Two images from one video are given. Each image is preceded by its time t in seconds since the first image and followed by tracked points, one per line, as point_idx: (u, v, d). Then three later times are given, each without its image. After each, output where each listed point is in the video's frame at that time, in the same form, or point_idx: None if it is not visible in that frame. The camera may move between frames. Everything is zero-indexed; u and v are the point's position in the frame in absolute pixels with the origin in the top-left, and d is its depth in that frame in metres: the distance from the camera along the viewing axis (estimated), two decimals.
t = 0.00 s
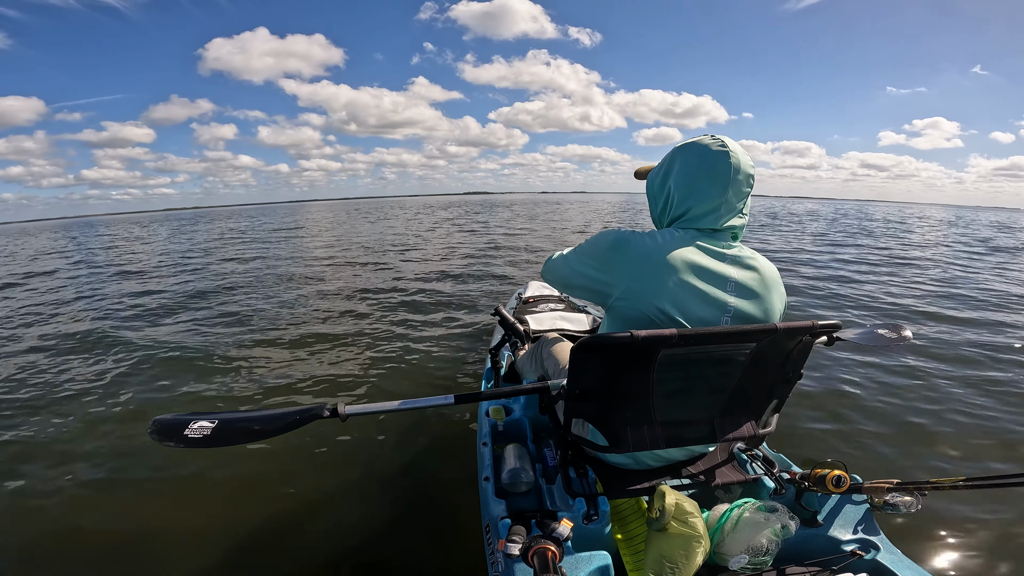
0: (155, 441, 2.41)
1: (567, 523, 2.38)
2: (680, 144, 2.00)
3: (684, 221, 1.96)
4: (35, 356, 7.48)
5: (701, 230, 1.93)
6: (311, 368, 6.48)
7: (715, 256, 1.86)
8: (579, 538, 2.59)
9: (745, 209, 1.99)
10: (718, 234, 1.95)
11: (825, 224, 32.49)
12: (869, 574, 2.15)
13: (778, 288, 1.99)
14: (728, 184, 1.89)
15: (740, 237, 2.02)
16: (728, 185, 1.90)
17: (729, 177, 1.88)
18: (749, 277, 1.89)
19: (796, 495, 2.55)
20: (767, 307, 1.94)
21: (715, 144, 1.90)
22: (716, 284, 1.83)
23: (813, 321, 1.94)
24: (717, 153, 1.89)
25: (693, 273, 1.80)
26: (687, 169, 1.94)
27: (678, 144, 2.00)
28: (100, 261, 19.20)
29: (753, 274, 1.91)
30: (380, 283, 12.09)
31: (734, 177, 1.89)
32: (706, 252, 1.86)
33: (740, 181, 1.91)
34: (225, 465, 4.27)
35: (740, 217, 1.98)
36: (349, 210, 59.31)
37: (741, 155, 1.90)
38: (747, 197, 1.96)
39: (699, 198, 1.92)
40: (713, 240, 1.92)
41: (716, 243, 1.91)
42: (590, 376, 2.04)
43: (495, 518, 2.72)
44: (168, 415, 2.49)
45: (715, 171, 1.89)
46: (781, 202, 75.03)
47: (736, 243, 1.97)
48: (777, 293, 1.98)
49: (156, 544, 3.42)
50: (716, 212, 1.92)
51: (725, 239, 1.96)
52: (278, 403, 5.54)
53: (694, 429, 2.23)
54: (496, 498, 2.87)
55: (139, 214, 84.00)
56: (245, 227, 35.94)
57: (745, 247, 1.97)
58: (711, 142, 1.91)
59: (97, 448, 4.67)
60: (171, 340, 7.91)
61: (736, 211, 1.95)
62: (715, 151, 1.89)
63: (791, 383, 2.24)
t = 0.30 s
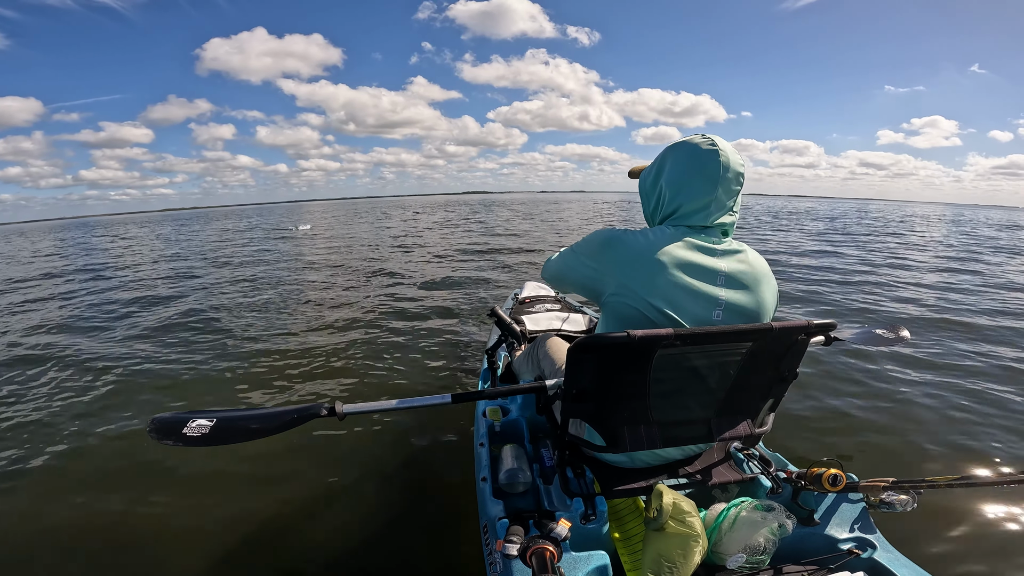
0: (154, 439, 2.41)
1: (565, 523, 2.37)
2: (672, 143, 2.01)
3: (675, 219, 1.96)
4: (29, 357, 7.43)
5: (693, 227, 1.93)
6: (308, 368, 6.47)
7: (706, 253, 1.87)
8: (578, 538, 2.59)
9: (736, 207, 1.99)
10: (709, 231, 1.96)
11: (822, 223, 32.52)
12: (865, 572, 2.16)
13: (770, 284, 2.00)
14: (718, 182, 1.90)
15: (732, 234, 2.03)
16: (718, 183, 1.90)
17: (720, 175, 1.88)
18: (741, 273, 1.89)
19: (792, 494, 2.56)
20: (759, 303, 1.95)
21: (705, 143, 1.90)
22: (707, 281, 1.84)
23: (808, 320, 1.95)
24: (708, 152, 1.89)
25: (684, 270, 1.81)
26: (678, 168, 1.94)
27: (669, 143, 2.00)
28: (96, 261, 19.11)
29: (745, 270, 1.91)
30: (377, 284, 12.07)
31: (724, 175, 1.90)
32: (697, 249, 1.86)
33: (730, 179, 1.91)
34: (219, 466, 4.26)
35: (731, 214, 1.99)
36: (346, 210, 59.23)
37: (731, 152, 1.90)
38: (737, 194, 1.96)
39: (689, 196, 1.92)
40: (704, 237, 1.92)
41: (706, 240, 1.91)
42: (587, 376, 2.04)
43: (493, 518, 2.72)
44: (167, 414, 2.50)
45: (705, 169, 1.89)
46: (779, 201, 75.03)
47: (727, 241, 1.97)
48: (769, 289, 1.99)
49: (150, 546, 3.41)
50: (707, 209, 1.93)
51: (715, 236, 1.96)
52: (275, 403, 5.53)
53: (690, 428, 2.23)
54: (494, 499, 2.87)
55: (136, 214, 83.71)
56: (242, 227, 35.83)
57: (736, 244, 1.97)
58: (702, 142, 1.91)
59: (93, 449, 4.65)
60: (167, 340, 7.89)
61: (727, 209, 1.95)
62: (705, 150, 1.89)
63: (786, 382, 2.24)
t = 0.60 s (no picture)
0: (146, 438, 2.42)
1: (561, 522, 2.38)
2: (664, 143, 2.02)
3: (667, 217, 1.97)
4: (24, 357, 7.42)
5: (684, 226, 1.95)
6: (304, 368, 6.47)
7: (698, 251, 1.88)
8: (573, 536, 2.61)
9: (727, 205, 2.00)
10: (700, 229, 1.97)
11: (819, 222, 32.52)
12: (860, 569, 2.18)
13: (762, 281, 2.01)
14: (709, 180, 1.91)
15: (723, 232, 2.04)
16: (710, 181, 1.91)
17: (710, 173, 1.90)
18: (732, 271, 1.91)
19: (786, 491, 2.57)
20: (751, 301, 1.96)
21: (696, 143, 1.92)
22: (699, 279, 1.85)
23: (800, 318, 1.97)
24: (698, 150, 1.91)
25: (676, 268, 1.82)
26: (670, 166, 1.96)
27: (661, 142, 2.02)
28: (91, 262, 19.07)
29: (736, 268, 1.92)
30: (373, 284, 12.09)
31: (715, 173, 1.91)
32: (689, 247, 1.87)
33: (720, 177, 1.93)
34: (215, 465, 4.26)
35: (722, 213, 2.00)
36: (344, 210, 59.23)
37: (722, 150, 1.92)
38: (729, 192, 1.98)
39: (680, 194, 1.94)
40: (696, 235, 1.93)
41: (698, 238, 1.92)
42: (581, 375, 2.06)
43: (489, 518, 2.73)
44: (159, 413, 2.51)
45: (696, 168, 1.91)
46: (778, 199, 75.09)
47: (718, 238, 1.98)
48: (760, 287, 2.00)
49: (146, 545, 3.42)
50: (698, 207, 1.94)
51: (706, 234, 1.97)
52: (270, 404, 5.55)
53: (685, 426, 2.25)
54: (489, 498, 2.89)
55: (134, 214, 83.77)
56: (239, 227, 35.84)
57: (728, 242, 1.98)
58: (693, 141, 1.93)
59: (90, 450, 4.65)
60: (163, 341, 7.90)
61: (718, 207, 1.96)
62: (696, 148, 1.90)
63: (779, 380, 2.26)
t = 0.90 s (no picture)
0: (142, 442, 2.43)
1: (558, 519, 2.40)
2: (657, 140, 2.03)
3: (661, 214, 1.99)
4: (23, 356, 7.44)
5: (678, 223, 1.96)
6: (302, 367, 6.50)
7: (692, 247, 1.90)
8: (570, 533, 2.62)
9: (720, 201, 2.01)
10: (694, 226, 1.98)
11: (818, 219, 32.50)
12: (855, 565, 2.19)
13: (756, 277, 2.02)
14: (702, 177, 1.92)
15: (717, 229, 2.05)
16: (703, 177, 1.92)
17: (703, 170, 1.91)
18: (726, 267, 1.92)
19: (782, 487, 2.59)
20: (746, 297, 1.97)
21: (689, 139, 1.93)
22: (693, 276, 1.86)
23: (794, 315, 1.98)
24: (691, 147, 1.92)
25: (671, 265, 1.84)
26: (663, 163, 1.96)
27: (655, 139, 2.02)
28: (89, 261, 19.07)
29: (730, 264, 1.94)
30: (370, 282, 12.11)
31: (707, 169, 1.92)
32: (683, 244, 1.88)
33: (713, 174, 1.94)
34: (213, 463, 4.28)
35: (716, 210, 2.01)
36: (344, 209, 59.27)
37: (714, 147, 1.93)
38: (722, 189, 1.99)
39: (674, 191, 1.95)
40: (690, 232, 1.94)
41: (692, 235, 1.93)
42: (577, 372, 2.07)
43: (486, 515, 2.75)
44: (155, 417, 2.53)
45: (688, 165, 1.92)
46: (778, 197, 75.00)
47: (712, 235, 1.99)
48: (755, 283, 2.01)
49: (142, 542, 3.42)
50: (691, 204, 1.95)
51: (701, 230, 1.98)
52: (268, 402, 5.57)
53: (681, 423, 2.26)
54: (487, 496, 2.90)
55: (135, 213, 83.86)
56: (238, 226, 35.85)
57: (722, 239, 2.00)
58: (686, 138, 1.93)
59: (88, 449, 4.67)
60: (161, 340, 7.92)
61: (711, 203, 1.97)
62: (689, 145, 1.91)
63: (774, 376, 2.27)
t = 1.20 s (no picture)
0: (137, 439, 2.47)
1: (555, 517, 2.41)
2: (652, 137, 2.04)
3: (656, 211, 2.00)
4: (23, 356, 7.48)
5: (673, 220, 1.97)
6: (301, 366, 6.54)
7: (687, 245, 1.90)
8: (569, 532, 2.59)
9: (715, 198, 2.02)
10: (689, 223, 1.99)
11: (819, 217, 32.38)
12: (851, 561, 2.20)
13: (752, 275, 2.03)
14: (696, 174, 1.93)
15: (713, 226, 2.05)
16: (697, 174, 1.93)
17: (697, 167, 1.92)
18: (722, 265, 1.93)
19: (778, 484, 2.60)
20: (742, 295, 1.97)
21: (684, 136, 1.93)
22: (689, 274, 1.87)
23: (789, 312, 1.99)
24: (685, 144, 1.92)
25: (666, 262, 1.85)
26: (657, 160, 1.98)
27: (650, 137, 2.03)
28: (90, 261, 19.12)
29: (725, 262, 1.94)
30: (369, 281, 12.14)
31: (701, 166, 1.92)
32: (678, 241, 1.89)
33: (707, 170, 1.95)
34: (210, 460, 4.30)
35: (711, 206, 2.02)
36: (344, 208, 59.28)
37: (708, 143, 1.94)
38: (717, 186, 2.00)
39: (669, 188, 1.96)
40: (685, 229, 1.95)
41: (687, 232, 1.94)
42: (574, 370, 2.08)
43: (484, 513, 2.77)
44: (150, 414, 2.56)
45: (682, 162, 1.93)
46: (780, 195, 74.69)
47: (708, 232, 2.00)
48: (750, 280, 2.02)
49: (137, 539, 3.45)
50: (685, 201, 1.96)
51: (696, 228, 1.99)
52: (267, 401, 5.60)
53: (677, 420, 2.27)
54: (484, 494, 2.93)
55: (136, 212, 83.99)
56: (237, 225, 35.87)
57: (717, 236, 2.00)
58: (680, 135, 1.94)
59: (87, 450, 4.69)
60: (161, 339, 7.96)
61: (706, 200, 1.98)
62: (683, 142, 1.92)
63: (770, 372, 2.28)
